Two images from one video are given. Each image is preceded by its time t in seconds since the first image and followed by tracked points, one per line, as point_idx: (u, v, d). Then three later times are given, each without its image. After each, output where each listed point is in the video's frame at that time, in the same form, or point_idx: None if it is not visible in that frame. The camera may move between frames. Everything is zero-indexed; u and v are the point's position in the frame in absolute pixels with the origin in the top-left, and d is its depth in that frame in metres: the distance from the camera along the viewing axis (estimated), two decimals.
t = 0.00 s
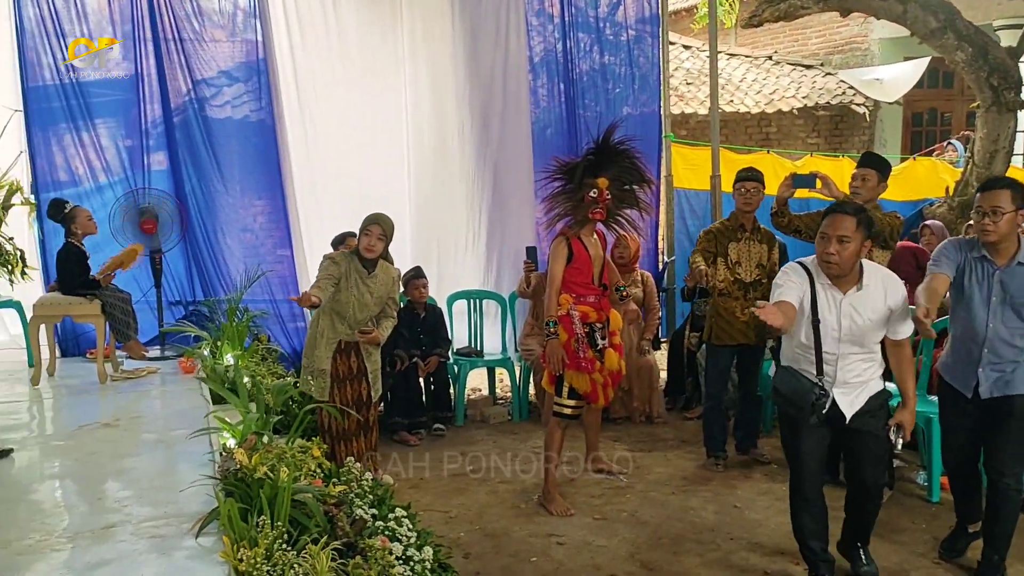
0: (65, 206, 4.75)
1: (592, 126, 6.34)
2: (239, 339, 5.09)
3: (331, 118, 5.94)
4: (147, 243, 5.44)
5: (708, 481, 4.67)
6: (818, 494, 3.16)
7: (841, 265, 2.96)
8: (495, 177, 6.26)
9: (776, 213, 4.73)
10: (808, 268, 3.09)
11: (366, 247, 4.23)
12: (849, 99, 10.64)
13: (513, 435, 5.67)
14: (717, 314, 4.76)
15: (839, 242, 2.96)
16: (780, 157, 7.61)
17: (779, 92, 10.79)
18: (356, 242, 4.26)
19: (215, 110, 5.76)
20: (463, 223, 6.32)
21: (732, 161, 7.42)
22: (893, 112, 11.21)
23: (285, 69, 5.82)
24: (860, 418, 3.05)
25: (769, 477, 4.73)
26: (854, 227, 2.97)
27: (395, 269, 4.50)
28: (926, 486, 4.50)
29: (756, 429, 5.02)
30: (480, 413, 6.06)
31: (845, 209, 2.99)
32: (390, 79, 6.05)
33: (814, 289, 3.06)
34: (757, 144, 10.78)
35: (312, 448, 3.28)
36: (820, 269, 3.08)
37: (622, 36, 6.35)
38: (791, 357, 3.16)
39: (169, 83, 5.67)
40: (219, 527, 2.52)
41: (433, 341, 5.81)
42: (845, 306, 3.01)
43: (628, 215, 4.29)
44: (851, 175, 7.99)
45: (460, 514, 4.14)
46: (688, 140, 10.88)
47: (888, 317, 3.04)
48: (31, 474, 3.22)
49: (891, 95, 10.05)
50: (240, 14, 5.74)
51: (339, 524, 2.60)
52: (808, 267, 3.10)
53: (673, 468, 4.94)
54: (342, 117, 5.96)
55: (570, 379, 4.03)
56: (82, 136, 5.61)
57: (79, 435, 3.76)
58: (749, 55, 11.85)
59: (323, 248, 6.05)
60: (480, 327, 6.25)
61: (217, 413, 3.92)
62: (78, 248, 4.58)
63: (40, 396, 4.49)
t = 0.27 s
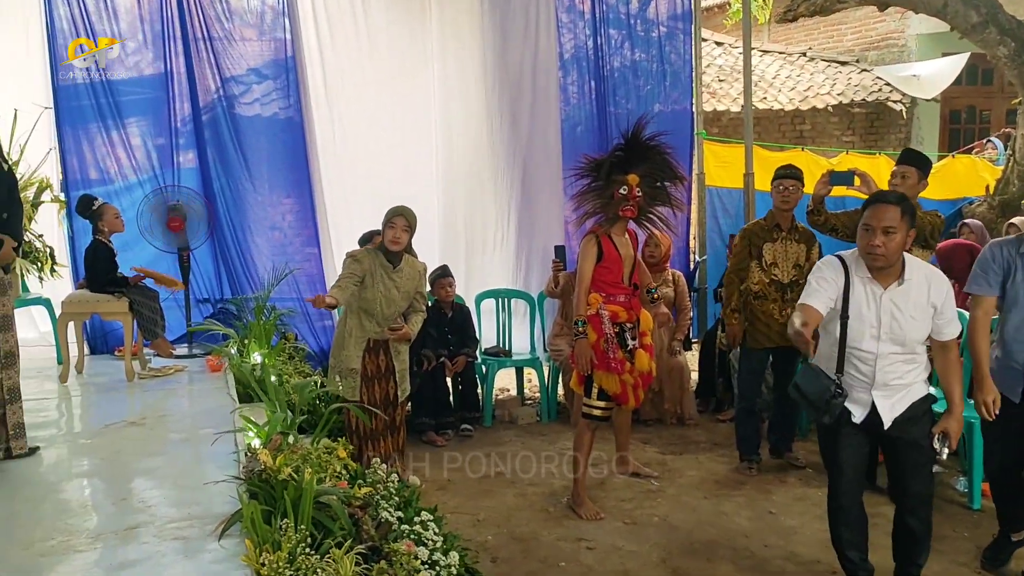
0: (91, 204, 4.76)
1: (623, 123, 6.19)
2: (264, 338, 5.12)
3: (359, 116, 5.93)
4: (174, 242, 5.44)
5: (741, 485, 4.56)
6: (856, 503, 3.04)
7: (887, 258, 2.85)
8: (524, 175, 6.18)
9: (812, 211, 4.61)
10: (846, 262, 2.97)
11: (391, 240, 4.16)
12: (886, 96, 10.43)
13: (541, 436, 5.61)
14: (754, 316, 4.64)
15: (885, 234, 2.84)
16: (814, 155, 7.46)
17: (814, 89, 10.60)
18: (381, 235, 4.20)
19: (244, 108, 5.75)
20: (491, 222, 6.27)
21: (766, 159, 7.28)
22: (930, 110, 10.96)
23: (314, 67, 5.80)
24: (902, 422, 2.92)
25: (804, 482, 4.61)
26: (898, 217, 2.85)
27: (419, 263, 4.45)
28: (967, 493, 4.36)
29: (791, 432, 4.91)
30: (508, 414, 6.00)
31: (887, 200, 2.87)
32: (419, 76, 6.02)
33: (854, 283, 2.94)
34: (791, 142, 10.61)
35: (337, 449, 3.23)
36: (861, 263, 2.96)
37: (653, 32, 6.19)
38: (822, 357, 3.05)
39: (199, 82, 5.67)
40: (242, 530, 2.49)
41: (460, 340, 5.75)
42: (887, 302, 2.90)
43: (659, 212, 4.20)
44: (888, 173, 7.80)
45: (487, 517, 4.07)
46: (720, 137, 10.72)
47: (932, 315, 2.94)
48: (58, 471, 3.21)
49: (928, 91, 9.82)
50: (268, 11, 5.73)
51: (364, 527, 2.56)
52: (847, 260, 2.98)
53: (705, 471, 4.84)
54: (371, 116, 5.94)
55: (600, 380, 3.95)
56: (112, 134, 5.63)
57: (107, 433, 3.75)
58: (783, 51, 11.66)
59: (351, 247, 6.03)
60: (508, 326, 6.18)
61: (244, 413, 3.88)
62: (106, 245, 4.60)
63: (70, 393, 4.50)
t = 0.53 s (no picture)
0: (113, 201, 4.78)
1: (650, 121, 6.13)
2: (286, 336, 5.13)
3: (382, 115, 5.89)
4: (197, 241, 5.46)
5: (769, 489, 4.47)
6: (891, 510, 2.95)
7: (929, 247, 2.75)
8: (549, 174, 6.13)
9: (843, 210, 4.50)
10: (881, 253, 2.85)
11: (409, 236, 4.14)
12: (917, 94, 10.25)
13: (565, 438, 5.54)
14: (780, 317, 4.55)
15: (927, 221, 2.74)
16: (844, 153, 7.32)
17: (843, 87, 10.44)
18: (399, 232, 4.17)
19: (267, 107, 5.74)
20: (514, 221, 6.22)
21: (794, 158, 7.16)
22: (962, 107, 10.75)
23: (336, 66, 5.77)
24: (941, 422, 2.82)
25: (833, 487, 4.50)
26: (940, 205, 2.75)
27: (440, 260, 4.38)
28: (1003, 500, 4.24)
29: (820, 435, 4.80)
30: (532, 415, 5.94)
31: (927, 185, 2.76)
32: (442, 74, 5.97)
33: (893, 275, 2.83)
34: (819, 141, 10.43)
35: (358, 450, 3.19)
36: (898, 253, 2.85)
37: (680, 29, 6.12)
38: (857, 353, 2.94)
39: (222, 81, 5.67)
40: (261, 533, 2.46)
41: (483, 340, 5.73)
42: (926, 294, 2.80)
43: (686, 210, 4.11)
44: (920, 172, 7.64)
45: (510, 520, 4.01)
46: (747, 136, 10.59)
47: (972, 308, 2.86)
48: (79, 470, 3.19)
49: (961, 88, 9.62)
50: (291, 10, 5.71)
51: (384, 530, 2.51)
52: (883, 251, 2.86)
53: (732, 474, 4.75)
54: (394, 115, 5.90)
55: (626, 382, 3.88)
56: (136, 135, 5.64)
57: (129, 433, 3.74)
58: (811, 49, 11.50)
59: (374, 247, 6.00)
60: (531, 326, 6.14)
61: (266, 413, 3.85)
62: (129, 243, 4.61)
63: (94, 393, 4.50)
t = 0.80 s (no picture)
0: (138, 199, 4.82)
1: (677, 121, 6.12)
2: (309, 336, 5.13)
3: (405, 114, 5.87)
4: (220, 240, 5.50)
5: (796, 494, 4.39)
6: (922, 516, 2.87)
7: (956, 241, 2.68)
8: (573, 173, 6.11)
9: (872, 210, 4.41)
10: (905, 251, 2.80)
11: (427, 235, 4.10)
12: (948, 93, 10.08)
13: (588, 440, 5.49)
14: (805, 318, 4.48)
15: (952, 216, 2.68)
16: (875, 153, 7.20)
17: (873, 86, 10.29)
18: (418, 231, 4.13)
19: (291, 107, 5.75)
20: (537, 220, 6.19)
21: (823, 158, 7.05)
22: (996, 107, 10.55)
23: (359, 64, 5.76)
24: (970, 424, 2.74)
25: (862, 491, 4.41)
26: (966, 198, 2.68)
27: (458, 260, 4.40)
28: None
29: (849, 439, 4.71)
30: (555, 417, 5.90)
31: (953, 178, 2.69)
32: (465, 73, 5.95)
33: (917, 272, 2.77)
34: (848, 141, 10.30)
35: (378, 451, 3.18)
36: (922, 250, 2.80)
37: (707, 28, 6.09)
38: (887, 353, 2.88)
39: (246, 81, 5.69)
40: (277, 534, 2.44)
41: (506, 342, 5.69)
42: (954, 290, 2.74)
43: (710, 209, 4.06)
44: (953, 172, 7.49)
45: (532, 522, 3.97)
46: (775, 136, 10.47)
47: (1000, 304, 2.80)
48: (101, 469, 3.20)
49: (994, 87, 9.26)
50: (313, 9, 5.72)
51: (403, 532, 2.45)
52: (905, 249, 2.81)
53: (757, 478, 4.67)
54: (417, 113, 5.89)
55: (650, 384, 3.83)
56: (161, 135, 5.66)
57: (152, 432, 3.74)
58: (840, 48, 11.35)
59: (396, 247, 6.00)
60: (555, 328, 6.09)
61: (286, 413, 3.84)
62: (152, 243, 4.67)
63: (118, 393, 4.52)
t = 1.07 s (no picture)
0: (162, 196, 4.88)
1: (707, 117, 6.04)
2: (331, 333, 5.13)
3: (432, 113, 5.87)
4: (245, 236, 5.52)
5: (824, 496, 4.29)
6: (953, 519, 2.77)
7: (990, 227, 2.62)
8: (599, 170, 6.07)
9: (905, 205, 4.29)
10: (936, 236, 2.75)
11: (448, 231, 4.05)
12: (988, 89, 9.85)
13: (613, 439, 5.42)
14: (834, 315, 4.39)
15: (989, 201, 2.62)
16: (912, 149, 7.03)
17: (910, 82, 10.09)
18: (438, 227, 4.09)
19: (319, 105, 5.78)
20: (563, 218, 6.15)
21: (857, 154, 6.91)
22: None
23: (385, 63, 5.80)
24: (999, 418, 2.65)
25: (893, 494, 4.30)
26: (1002, 184, 2.62)
27: (479, 255, 4.35)
28: None
29: (880, 440, 4.60)
30: (580, 416, 5.85)
31: (989, 165, 2.63)
32: (491, 70, 5.92)
33: (948, 258, 2.70)
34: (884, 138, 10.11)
35: (397, 448, 3.15)
36: (955, 236, 2.73)
37: (738, 24, 6.02)
38: (916, 342, 2.79)
39: (273, 80, 5.71)
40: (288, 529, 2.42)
41: (530, 339, 5.67)
42: (985, 276, 2.65)
43: (736, 204, 3.99)
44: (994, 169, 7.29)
45: (554, 521, 3.92)
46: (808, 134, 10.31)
47: None
48: (123, 460, 3.22)
49: None
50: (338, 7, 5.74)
51: (416, 529, 2.46)
52: (939, 236, 2.75)
53: (785, 479, 4.58)
54: (443, 111, 5.88)
55: (673, 381, 3.75)
56: (190, 135, 5.66)
57: (175, 425, 3.77)
58: (876, 44, 11.16)
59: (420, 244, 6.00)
60: (581, 325, 6.03)
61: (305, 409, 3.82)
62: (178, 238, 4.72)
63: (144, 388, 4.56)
